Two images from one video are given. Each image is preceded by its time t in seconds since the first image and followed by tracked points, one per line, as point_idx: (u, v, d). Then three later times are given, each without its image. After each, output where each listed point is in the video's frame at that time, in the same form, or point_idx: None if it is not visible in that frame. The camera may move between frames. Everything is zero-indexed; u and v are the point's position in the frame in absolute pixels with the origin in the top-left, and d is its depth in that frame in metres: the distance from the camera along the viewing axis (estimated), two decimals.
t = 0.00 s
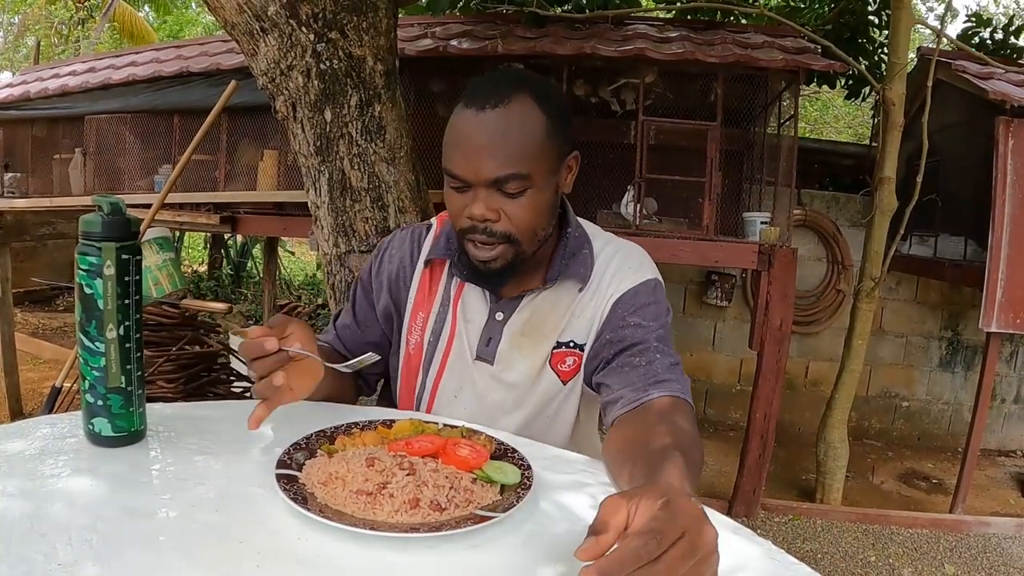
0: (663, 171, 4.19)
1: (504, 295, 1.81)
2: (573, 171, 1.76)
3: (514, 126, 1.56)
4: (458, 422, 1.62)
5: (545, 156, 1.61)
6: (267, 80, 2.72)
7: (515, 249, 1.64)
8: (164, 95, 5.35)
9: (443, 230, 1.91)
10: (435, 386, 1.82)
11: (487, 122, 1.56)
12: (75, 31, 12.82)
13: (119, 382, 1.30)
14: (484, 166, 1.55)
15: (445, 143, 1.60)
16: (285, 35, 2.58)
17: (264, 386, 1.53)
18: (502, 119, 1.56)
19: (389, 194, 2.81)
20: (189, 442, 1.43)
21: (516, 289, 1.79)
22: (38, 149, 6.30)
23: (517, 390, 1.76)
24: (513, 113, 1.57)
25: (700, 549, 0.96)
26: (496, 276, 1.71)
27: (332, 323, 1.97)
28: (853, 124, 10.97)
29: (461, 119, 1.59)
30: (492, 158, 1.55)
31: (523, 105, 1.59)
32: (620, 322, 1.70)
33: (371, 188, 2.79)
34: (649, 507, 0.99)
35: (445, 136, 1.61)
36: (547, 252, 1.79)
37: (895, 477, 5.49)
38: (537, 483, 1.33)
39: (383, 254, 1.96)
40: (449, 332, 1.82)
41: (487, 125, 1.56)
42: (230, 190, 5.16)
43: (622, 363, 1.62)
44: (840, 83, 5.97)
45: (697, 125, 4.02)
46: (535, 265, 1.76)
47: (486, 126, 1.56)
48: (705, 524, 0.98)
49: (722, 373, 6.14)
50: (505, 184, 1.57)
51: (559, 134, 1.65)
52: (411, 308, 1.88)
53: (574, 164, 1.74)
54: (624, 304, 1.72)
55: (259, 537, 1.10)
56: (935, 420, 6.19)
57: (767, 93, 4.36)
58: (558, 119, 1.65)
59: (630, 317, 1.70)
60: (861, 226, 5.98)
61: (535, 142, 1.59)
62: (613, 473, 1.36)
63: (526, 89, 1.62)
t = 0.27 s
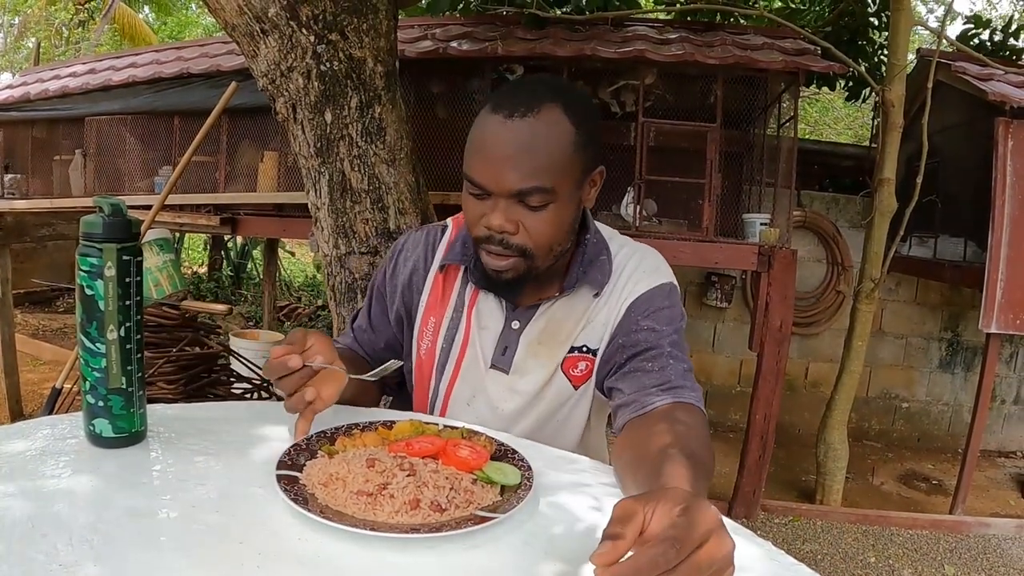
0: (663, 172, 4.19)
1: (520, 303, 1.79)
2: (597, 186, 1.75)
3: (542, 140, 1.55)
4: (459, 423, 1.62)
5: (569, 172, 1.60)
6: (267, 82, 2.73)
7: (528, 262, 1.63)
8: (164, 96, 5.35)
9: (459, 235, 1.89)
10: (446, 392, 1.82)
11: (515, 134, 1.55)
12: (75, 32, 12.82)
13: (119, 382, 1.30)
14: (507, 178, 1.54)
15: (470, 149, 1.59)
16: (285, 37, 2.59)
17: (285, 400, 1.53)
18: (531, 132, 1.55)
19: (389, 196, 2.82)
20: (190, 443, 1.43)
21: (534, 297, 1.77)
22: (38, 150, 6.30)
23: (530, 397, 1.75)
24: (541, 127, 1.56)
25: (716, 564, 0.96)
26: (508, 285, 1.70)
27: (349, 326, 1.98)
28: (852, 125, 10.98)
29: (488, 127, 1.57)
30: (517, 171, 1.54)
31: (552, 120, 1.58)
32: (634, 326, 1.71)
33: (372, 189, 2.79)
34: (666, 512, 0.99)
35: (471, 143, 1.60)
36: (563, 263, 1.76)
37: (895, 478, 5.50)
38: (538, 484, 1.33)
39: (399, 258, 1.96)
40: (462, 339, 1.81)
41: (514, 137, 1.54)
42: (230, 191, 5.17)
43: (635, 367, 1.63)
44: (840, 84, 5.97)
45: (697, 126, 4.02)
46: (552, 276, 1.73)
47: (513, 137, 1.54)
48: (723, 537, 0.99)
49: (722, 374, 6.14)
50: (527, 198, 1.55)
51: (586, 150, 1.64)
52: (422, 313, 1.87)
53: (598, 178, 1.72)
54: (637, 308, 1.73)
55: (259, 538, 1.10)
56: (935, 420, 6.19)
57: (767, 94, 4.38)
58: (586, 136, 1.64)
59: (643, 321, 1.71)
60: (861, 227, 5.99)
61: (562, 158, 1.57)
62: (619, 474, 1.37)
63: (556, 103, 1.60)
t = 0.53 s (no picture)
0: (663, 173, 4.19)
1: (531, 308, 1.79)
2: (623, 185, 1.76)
3: (592, 144, 1.55)
4: (455, 423, 1.63)
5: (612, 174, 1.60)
6: (266, 83, 2.73)
7: (572, 266, 1.64)
8: (164, 97, 5.36)
9: (470, 235, 1.87)
10: (452, 395, 1.81)
11: (565, 136, 1.53)
12: (75, 34, 12.82)
13: (119, 384, 1.30)
14: (559, 183, 1.53)
15: (515, 152, 1.57)
16: (284, 38, 2.59)
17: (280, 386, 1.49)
18: (581, 135, 1.54)
19: (388, 197, 2.82)
20: (189, 445, 1.43)
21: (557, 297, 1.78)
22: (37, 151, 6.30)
23: (536, 402, 1.75)
24: (589, 130, 1.55)
25: (740, 545, 0.96)
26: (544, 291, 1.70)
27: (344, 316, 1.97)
28: (852, 125, 10.97)
29: (535, 129, 1.55)
30: (567, 176, 1.53)
31: (597, 122, 1.57)
32: (639, 329, 1.72)
33: (371, 190, 2.79)
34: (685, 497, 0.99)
35: (516, 143, 1.57)
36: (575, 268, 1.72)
37: (895, 478, 5.50)
38: (536, 484, 1.33)
39: (404, 255, 1.93)
40: (470, 342, 1.80)
41: (563, 140, 1.53)
42: (229, 193, 5.17)
43: (638, 370, 1.64)
44: (839, 84, 5.97)
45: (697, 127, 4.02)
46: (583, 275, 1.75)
47: (564, 141, 1.53)
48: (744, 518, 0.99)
49: (722, 374, 6.14)
50: (577, 202, 1.56)
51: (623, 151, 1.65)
52: (429, 313, 1.85)
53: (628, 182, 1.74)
54: (644, 312, 1.74)
55: (259, 540, 1.10)
56: (935, 421, 6.20)
57: (766, 94, 4.38)
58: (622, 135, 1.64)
59: (649, 325, 1.72)
60: (861, 227, 5.99)
61: (608, 161, 1.58)
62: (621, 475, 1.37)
63: (597, 107, 1.59)
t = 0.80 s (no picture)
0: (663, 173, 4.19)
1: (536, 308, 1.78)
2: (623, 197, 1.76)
3: (582, 150, 1.54)
4: (455, 423, 1.62)
5: (603, 182, 1.60)
6: (267, 82, 2.73)
7: (555, 269, 1.63)
8: (165, 97, 5.36)
9: (474, 236, 1.88)
10: (457, 397, 1.81)
11: (556, 140, 1.53)
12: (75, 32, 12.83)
13: (119, 382, 1.30)
14: (546, 186, 1.53)
15: (507, 152, 1.57)
16: (285, 37, 2.59)
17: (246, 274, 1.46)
18: (572, 140, 1.53)
19: (389, 197, 2.82)
20: (190, 444, 1.43)
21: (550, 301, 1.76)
22: (37, 150, 6.29)
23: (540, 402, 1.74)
24: (580, 136, 1.55)
25: (754, 544, 0.97)
26: (529, 293, 1.70)
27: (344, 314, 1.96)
28: (852, 125, 10.97)
29: (530, 131, 1.54)
30: (554, 179, 1.53)
31: (591, 128, 1.56)
32: (643, 328, 1.73)
33: (372, 190, 2.79)
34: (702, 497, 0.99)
35: (510, 142, 1.57)
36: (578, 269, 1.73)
37: (896, 478, 5.50)
38: (537, 483, 1.33)
39: (407, 255, 1.93)
40: (475, 345, 1.80)
41: (552, 144, 1.53)
42: (230, 192, 5.17)
43: (643, 369, 1.65)
44: (840, 84, 5.97)
45: (698, 126, 4.02)
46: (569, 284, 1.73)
47: (553, 145, 1.53)
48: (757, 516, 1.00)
49: (722, 374, 6.14)
50: (562, 206, 1.55)
51: (619, 161, 1.64)
52: (433, 314, 1.85)
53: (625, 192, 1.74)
54: (647, 311, 1.75)
55: (258, 539, 1.10)
56: (936, 421, 6.20)
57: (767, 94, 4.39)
58: (619, 143, 1.63)
59: (652, 323, 1.73)
60: (861, 227, 5.99)
61: (597, 168, 1.57)
62: (625, 475, 1.36)
63: (598, 113, 1.59)
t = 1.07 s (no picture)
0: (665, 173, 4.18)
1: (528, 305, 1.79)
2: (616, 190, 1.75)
3: (575, 150, 1.54)
4: (452, 421, 1.62)
5: (598, 179, 1.59)
6: (269, 80, 2.73)
7: (557, 268, 1.64)
8: (166, 95, 5.36)
9: (467, 232, 1.88)
10: (447, 392, 1.80)
11: (548, 142, 1.53)
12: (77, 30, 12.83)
13: (120, 380, 1.30)
14: (542, 189, 1.53)
15: (499, 157, 1.56)
16: (287, 35, 2.59)
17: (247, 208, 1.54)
18: (564, 141, 1.53)
19: (390, 195, 2.82)
20: (191, 442, 1.43)
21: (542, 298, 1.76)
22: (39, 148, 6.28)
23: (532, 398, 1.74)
24: (572, 136, 1.54)
25: (762, 542, 0.97)
26: (529, 292, 1.70)
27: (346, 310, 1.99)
28: (854, 125, 10.98)
29: (521, 135, 1.54)
30: (550, 181, 1.52)
31: (582, 127, 1.56)
32: (641, 329, 1.73)
33: (374, 188, 2.79)
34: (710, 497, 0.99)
35: (500, 148, 1.57)
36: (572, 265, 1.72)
37: (896, 478, 5.50)
38: (537, 482, 1.33)
39: (402, 251, 1.94)
40: (466, 339, 1.80)
41: (546, 147, 1.52)
42: (231, 190, 5.17)
43: (641, 370, 1.65)
44: (842, 84, 5.97)
45: (699, 126, 4.02)
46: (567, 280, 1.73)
47: (546, 147, 1.52)
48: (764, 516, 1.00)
49: (723, 373, 6.14)
50: (560, 207, 1.55)
51: (612, 155, 1.63)
52: (426, 310, 1.86)
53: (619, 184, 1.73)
54: (644, 311, 1.75)
55: (259, 538, 1.10)
56: (936, 421, 6.20)
57: (768, 94, 4.38)
58: (612, 138, 1.63)
59: (649, 324, 1.73)
60: (863, 227, 5.99)
61: (591, 166, 1.56)
62: (623, 475, 1.36)
63: (586, 111, 1.58)
